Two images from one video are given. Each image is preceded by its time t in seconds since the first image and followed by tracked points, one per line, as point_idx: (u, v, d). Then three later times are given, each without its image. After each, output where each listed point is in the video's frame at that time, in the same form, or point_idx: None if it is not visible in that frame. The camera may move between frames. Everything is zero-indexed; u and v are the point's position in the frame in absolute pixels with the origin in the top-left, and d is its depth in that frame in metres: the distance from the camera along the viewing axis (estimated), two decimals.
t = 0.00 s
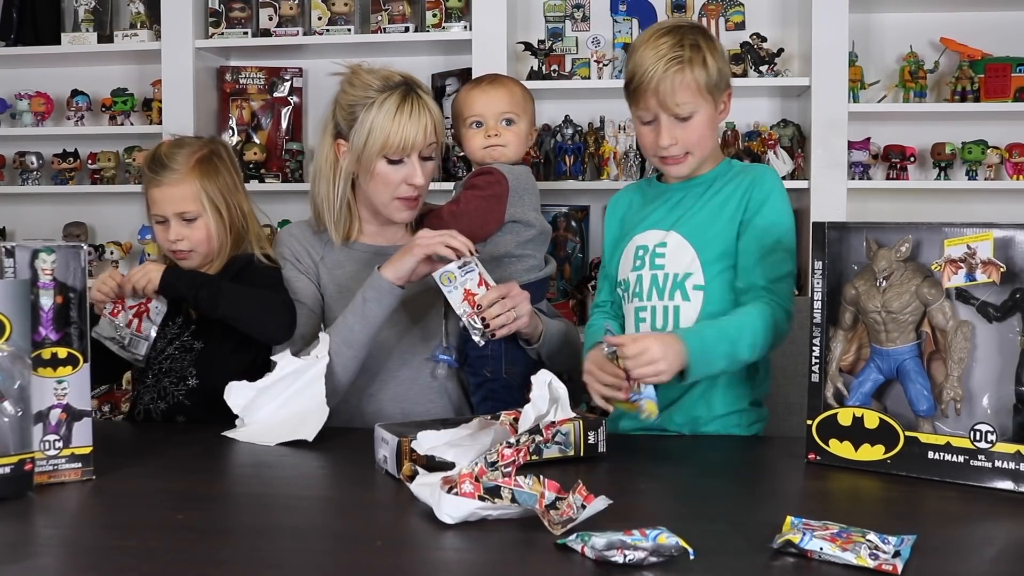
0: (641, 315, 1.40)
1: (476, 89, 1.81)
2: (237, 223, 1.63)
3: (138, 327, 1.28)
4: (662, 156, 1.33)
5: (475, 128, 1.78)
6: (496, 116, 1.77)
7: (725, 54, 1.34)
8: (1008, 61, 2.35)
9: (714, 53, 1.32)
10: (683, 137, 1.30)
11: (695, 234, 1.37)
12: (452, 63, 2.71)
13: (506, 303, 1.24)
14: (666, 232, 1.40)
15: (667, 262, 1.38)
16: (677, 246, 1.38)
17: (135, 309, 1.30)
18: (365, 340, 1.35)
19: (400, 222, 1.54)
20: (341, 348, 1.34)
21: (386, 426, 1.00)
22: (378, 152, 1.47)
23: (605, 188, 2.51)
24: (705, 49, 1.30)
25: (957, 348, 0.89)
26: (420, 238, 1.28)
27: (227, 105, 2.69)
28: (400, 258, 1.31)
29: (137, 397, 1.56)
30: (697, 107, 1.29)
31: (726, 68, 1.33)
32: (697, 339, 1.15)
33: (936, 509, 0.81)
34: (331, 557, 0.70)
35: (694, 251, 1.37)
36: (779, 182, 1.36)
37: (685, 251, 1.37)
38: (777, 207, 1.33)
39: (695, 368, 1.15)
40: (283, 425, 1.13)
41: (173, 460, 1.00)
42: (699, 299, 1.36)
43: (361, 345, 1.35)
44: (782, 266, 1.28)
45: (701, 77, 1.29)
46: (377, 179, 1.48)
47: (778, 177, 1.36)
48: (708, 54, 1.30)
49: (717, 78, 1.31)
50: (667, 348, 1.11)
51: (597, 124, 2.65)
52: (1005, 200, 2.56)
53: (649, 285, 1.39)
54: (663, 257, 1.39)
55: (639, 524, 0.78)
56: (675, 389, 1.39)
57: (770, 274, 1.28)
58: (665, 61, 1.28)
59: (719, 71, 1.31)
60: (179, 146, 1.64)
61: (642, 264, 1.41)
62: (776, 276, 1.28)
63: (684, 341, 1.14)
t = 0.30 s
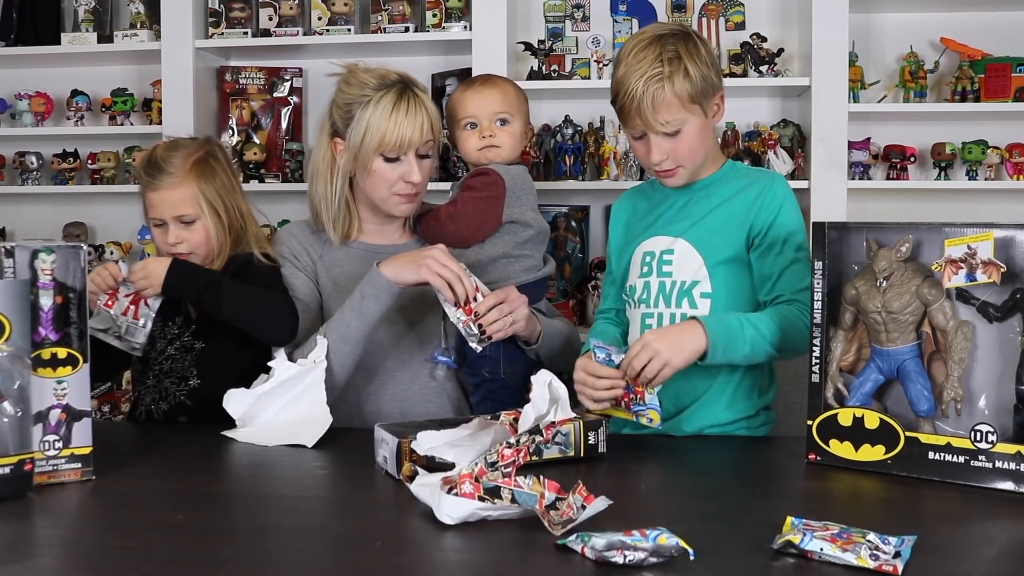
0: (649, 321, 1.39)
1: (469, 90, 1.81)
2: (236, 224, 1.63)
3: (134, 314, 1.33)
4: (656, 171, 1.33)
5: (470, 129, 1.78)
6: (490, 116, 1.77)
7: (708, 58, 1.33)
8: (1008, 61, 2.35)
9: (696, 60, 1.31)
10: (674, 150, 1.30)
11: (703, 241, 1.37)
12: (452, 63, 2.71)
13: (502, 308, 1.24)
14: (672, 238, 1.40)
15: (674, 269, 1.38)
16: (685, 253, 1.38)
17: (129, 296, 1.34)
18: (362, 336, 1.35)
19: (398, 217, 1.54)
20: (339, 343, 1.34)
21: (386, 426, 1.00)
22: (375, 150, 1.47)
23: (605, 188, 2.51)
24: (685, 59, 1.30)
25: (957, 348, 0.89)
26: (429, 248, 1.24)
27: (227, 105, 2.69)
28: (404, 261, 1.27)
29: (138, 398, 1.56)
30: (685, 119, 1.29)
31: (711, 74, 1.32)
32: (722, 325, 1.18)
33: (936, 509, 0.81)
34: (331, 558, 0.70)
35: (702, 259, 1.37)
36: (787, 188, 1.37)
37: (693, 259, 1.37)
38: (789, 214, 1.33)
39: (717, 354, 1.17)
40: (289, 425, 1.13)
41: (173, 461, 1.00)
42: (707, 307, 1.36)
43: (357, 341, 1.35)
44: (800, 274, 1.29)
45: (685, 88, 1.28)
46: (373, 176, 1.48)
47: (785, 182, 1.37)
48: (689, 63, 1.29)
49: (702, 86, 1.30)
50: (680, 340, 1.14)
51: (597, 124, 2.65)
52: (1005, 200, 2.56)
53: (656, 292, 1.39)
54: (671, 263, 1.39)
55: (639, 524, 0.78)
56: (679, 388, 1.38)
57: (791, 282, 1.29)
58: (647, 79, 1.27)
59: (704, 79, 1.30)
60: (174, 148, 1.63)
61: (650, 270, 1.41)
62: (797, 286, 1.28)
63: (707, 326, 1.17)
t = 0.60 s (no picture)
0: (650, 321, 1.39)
1: (461, 89, 1.81)
2: (230, 224, 1.63)
3: (118, 323, 1.25)
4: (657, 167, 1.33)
5: (462, 129, 1.78)
6: (481, 116, 1.77)
7: (713, 57, 1.33)
8: (1008, 61, 2.35)
9: (700, 58, 1.31)
10: (675, 147, 1.30)
11: (703, 240, 1.38)
12: (452, 63, 2.71)
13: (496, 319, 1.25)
14: (675, 239, 1.40)
15: (677, 269, 1.39)
16: (687, 253, 1.38)
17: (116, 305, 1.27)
18: (372, 331, 1.33)
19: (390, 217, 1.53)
20: (346, 335, 1.33)
21: (386, 426, 1.00)
22: (361, 152, 1.47)
23: (605, 188, 2.51)
24: (689, 56, 1.29)
25: (957, 348, 0.89)
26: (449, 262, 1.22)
27: (227, 105, 2.69)
28: (422, 265, 1.25)
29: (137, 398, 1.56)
30: (687, 116, 1.29)
31: (714, 73, 1.32)
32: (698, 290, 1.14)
33: (936, 509, 0.81)
34: (331, 558, 0.70)
35: (702, 259, 1.37)
36: (789, 187, 1.37)
37: (695, 258, 1.37)
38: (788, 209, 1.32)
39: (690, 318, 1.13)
40: (290, 429, 1.12)
41: (173, 461, 1.00)
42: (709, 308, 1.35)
43: (366, 336, 1.33)
44: (795, 266, 1.26)
45: (687, 86, 1.28)
46: (364, 180, 1.48)
47: (787, 180, 1.36)
48: (692, 61, 1.29)
49: (704, 84, 1.30)
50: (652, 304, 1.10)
51: (597, 124, 2.65)
52: (1005, 200, 2.56)
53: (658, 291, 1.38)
54: (673, 263, 1.39)
55: (639, 524, 0.78)
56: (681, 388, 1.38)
57: (780, 275, 1.26)
58: (650, 74, 1.28)
59: (706, 77, 1.30)
60: (168, 147, 1.63)
61: (651, 269, 1.41)
62: (791, 277, 1.25)
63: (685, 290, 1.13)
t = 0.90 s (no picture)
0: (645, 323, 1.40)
1: (450, 90, 1.81)
2: (228, 221, 1.63)
3: (127, 321, 1.28)
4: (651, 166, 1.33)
5: (452, 130, 1.78)
6: (471, 117, 1.77)
7: (705, 56, 1.33)
8: (1008, 61, 2.35)
9: (691, 57, 1.30)
10: (668, 145, 1.30)
11: (698, 243, 1.38)
12: (452, 63, 2.71)
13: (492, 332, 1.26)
14: (671, 241, 1.41)
15: (673, 271, 1.39)
16: (683, 256, 1.39)
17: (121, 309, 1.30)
18: (369, 345, 1.30)
19: (383, 213, 1.54)
20: (343, 349, 1.30)
21: (385, 426, 1.00)
22: (354, 142, 1.47)
23: (605, 188, 2.51)
24: (680, 55, 1.29)
25: (957, 348, 0.89)
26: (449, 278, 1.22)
27: (227, 105, 2.69)
28: (420, 280, 1.25)
29: (136, 399, 1.56)
30: (679, 114, 1.28)
31: (706, 72, 1.31)
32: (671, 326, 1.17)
33: (936, 509, 0.81)
34: (332, 557, 0.70)
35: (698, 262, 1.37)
36: (784, 188, 1.36)
37: (690, 261, 1.38)
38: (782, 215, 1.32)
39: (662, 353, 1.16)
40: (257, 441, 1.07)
41: (173, 461, 1.00)
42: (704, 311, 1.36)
43: (363, 350, 1.30)
44: (782, 276, 1.29)
45: (678, 84, 1.28)
46: (358, 172, 1.49)
47: (782, 182, 1.36)
48: (684, 59, 1.29)
49: (696, 82, 1.29)
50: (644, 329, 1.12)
51: (597, 124, 2.65)
52: (1004, 200, 2.56)
53: (653, 293, 1.39)
54: (670, 266, 1.40)
55: (639, 524, 0.78)
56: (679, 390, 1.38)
57: (763, 284, 1.29)
58: (641, 73, 1.28)
59: (699, 76, 1.30)
60: (165, 144, 1.64)
61: (647, 271, 1.41)
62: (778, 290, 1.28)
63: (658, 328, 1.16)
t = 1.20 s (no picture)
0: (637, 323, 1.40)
1: (445, 89, 1.81)
2: (223, 219, 1.63)
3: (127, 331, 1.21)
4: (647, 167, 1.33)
5: (446, 129, 1.79)
6: (465, 116, 1.77)
7: (696, 55, 1.33)
8: (1008, 61, 2.35)
9: (682, 57, 1.31)
10: (663, 145, 1.30)
11: (689, 245, 1.38)
12: (452, 63, 2.71)
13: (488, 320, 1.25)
14: (662, 240, 1.41)
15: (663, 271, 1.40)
16: (674, 256, 1.39)
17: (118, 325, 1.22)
18: (355, 355, 1.30)
19: (384, 210, 1.53)
20: (330, 359, 1.30)
21: (385, 426, 1.00)
22: (358, 137, 1.48)
23: (605, 188, 2.51)
24: (670, 55, 1.30)
25: (957, 348, 0.89)
26: (436, 276, 1.20)
27: (227, 105, 2.69)
28: (408, 285, 1.23)
29: (133, 402, 1.56)
30: (672, 114, 1.28)
31: (696, 71, 1.31)
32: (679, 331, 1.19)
33: (936, 509, 0.81)
34: (332, 557, 0.70)
35: (689, 262, 1.38)
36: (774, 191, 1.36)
37: (683, 263, 1.38)
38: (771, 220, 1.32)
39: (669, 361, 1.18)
40: (241, 442, 1.07)
41: (173, 461, 1.00)
42: (696, 311, 1.36)
43: (349, 361, 1.30)
44: (777, 284, 1.29)
45: (670, 85, 1.28)
46: (360, 168, 1.49)
47: (772, 185, 1.35)
48: (673, 59, 1.29)
49: (688, 82, 1.29)
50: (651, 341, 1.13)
51: (597, 124, 2.65)
52: (1004, 200, 2.56)
53: (645, 294, 1.40)
54: (660, 266, 1.40)
55: (639, 524, 0.78)
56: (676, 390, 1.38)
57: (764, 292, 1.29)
58: (632, 74, 1.28)
59: (689, 75, 1.30)
60: (159, 141, 1.62)
61: (638, 271, 1.42)
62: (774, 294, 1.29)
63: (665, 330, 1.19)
